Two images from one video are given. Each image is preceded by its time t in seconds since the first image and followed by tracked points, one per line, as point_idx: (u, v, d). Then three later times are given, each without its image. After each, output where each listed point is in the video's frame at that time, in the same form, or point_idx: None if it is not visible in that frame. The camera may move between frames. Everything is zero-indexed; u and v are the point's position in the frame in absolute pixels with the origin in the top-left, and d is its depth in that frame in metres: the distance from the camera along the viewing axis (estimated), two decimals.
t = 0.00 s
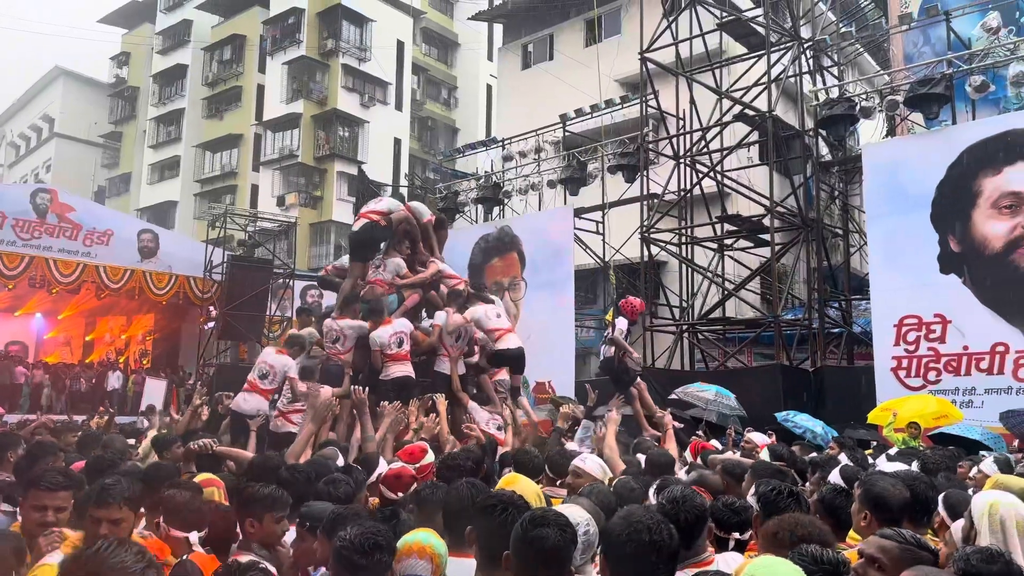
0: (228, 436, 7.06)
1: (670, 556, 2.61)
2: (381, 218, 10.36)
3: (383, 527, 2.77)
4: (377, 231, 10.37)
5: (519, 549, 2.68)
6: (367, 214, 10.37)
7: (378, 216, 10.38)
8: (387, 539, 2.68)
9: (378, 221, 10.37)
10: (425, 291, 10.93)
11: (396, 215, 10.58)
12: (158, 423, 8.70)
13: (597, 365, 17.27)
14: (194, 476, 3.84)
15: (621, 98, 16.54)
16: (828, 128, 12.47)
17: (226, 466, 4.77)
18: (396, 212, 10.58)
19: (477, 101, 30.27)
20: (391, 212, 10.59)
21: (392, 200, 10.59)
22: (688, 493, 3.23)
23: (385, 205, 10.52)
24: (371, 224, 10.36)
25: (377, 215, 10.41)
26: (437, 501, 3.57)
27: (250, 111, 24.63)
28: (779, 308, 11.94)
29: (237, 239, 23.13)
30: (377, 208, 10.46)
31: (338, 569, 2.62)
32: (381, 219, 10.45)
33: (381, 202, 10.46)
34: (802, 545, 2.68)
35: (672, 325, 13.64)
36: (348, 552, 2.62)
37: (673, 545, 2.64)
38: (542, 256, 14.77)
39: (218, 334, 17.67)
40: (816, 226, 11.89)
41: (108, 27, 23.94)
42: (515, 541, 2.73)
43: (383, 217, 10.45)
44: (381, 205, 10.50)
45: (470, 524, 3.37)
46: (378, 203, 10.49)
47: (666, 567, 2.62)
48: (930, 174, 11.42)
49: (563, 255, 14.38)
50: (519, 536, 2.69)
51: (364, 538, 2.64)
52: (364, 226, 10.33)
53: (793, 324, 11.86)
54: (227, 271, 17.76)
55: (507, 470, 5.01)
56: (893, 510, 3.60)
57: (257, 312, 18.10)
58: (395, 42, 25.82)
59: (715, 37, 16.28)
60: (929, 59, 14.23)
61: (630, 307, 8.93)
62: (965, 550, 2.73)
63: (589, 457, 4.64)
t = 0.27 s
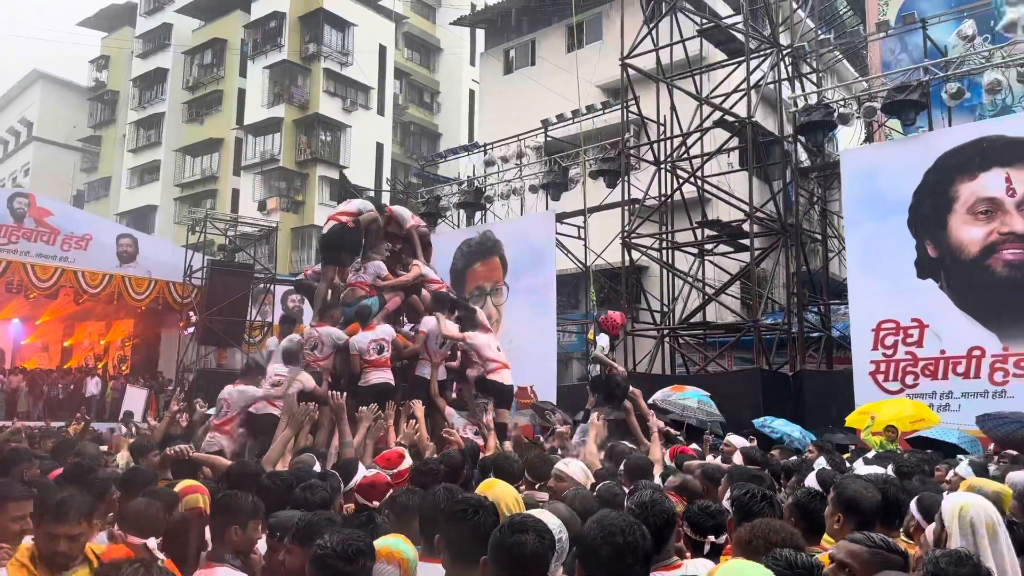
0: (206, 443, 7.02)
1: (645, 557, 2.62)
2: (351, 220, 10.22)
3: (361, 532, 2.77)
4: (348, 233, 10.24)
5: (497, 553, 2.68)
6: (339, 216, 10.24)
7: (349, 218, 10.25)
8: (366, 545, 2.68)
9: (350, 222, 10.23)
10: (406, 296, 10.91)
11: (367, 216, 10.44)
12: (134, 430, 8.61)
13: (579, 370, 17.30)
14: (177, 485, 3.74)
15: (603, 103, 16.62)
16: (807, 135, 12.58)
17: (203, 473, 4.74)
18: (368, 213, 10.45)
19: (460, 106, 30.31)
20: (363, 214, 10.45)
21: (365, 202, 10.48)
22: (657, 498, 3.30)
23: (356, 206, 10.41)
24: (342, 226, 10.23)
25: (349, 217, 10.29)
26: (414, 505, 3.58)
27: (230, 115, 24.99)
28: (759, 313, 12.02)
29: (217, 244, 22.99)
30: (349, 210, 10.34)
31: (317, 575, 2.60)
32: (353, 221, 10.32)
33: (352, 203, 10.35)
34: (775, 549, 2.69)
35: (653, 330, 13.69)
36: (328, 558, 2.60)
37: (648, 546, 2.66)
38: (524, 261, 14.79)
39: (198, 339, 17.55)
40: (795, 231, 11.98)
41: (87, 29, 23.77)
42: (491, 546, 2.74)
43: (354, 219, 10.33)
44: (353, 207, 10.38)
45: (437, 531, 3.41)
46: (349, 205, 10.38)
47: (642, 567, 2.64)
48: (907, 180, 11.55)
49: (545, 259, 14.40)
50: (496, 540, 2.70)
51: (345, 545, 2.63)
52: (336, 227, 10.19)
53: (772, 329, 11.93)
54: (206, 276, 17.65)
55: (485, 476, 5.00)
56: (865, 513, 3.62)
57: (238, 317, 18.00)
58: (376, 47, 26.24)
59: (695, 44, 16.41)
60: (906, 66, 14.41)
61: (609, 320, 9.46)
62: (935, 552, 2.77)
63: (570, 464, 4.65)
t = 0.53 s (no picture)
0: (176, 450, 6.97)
1: (609, 566, 2.68)
2: (318, 225, 10.27)
3: (324, 545, 2.79)
4: (314, 236, 10.25)
5: (461, 562, 2.70)
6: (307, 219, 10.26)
7: (317, 222, 10.30)
8: (328, 558, 2.69)
9: (316, 226, 10.26)
10: (380, 301, 10.92)
11: (335, 222, 10.47)
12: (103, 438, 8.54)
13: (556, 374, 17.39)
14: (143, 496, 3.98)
15: (579, 109, 16.70)
16: (779, 141, 12.72)
17: (170, 483, 4.71)
18: (336, 219, 10.48)
19: (438, 111, 30.34)
20: (331, 219, 10.49)
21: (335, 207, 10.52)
22: (621, 504, 3.33)
23: (326, 211, 10.44)
24: (308, 229, 10.23)
25: (317, 221, 10.33)
26: (378, 515, 3.59)
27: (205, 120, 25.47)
28: (733, 317, 12.11)
29: (191, 249, 22.84)
30: (318, 213, 10.37)
31: None
32: (320, 225, 10.35)
33: (322, 207, 10.38)
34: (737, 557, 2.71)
35: (629, 334, 13.76)
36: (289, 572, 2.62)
37: (612, 557, 2.71)
38: (501, 266, 14.83)
39: (172, 345, 17.39)
40: (767, 236, 12.10)
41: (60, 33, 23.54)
42: (454, 556, 2.76)
43: (322, 223, 10.36)
44: (322, 212, 10.41)
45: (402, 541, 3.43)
46: (319, 208, 10.41)
47: None
48: (878, 186, 11.72)
49: (522, 264, 14.46)
50: (459, 550, 2.72)
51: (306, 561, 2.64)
52: (303, 229, 10.18)
53: (746, 333, 12.04)
54: (181, 282, 17.50)
55: (455, 483, 5.00)
56: (826, 517, 3.66)
57: (212, 323, 17.86)
58: (354, 51, 26.01)
59: (670, 50, 16.54)
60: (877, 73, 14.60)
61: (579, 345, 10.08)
62: (893, 557, 2.82)
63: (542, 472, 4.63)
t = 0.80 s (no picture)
0: (154, 459, 6.89)
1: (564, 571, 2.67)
2: (299, 235, 10.28)
3: (300, 552, 2.78)
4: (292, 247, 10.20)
5: (435, 566, 2.70)
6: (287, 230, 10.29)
7: (298, 233, 10.30)
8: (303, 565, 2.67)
9: (297, 237, 10.26)
10: (362, 307, 10.89)
11: (316, 233, 10.47)
12: (80, 448, 8.44)
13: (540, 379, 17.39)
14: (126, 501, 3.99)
15: (560, 114, 16.74)
16: (759, 146, 12.81)
17: (147, 492, 4.64)
18: (316, 230, 10.47)
19: (420, 116, 30.32)
20: (312, 230, 10.49)
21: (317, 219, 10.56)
22: (603, 508, 3.33)
23: (307, 222, 10.47)
24: (289, 239, 10.23)
25: (298, 232, 10.34)
26: (359, 522, 3.56)
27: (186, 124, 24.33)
28: (715, 322, 12.17)
29: (171, 256, 22.67)
30: (299, 224, 10.42)
31: None
32: (301, 236, 10.35)
33: (304, 219, 10.42)
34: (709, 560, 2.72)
35: (612, 339, 13.78)
36: None
37: (569, 564, 2.72)
38: (484, 271, 14.81)
39: (151, 353, 17.23)
40: (748, 241, 12.17)
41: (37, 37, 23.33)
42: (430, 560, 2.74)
43: (303, 234, 10.36)
44: (303, 223, 10.44)
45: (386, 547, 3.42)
46: (300, 220, 10.46)
47: None
48: (857, 191, 11.82)
49: (505, 270, 14.46)
50: (435, 554, 2.71)
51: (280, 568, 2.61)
52: (283, 239, 10.17)
53: (727, 337, 12.10)
54: (160, 288, 17.34)
55: (434, 489, 4.97)
56: (802, 520, 3.66)
57: (192, 330, 17.71)
58: (336, 56, 25.97)
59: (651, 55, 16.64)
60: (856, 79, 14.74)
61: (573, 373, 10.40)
62: (873, 557, 2.84)
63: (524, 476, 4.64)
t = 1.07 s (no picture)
0: (141, 463, 6.85)
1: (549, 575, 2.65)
2: (286, 243, 10.51)
3: (284, 554, 2.78)
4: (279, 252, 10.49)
5: (418, 567, 2.68)
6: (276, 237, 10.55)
7: (286, 241, 10.54)
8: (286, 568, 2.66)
9: (284, 245, 10.52)
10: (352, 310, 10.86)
11: (304, 240, 10.64)
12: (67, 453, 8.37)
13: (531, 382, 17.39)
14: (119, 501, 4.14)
15: (549, 117, 16.77)
16: (747, 148, 12.85)
17: (134, 497, 4.58)
18: (305, 237, 10.65)
19: (409, 119, 30.32)
20: (301, 237, 10.66)
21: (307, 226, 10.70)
22: (591, 506, 3.32)
23: (297, 229, 10.65)
24: (277, 247, 10.51)
25: (288, 240, 10.57)
26: (345, 524, 3.52)
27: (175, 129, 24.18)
28: (704, 323, 12.19)
29: (160, 260, 22.59)
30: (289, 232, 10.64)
31: None
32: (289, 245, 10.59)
33: (295, 226, 10.60)
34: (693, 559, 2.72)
35: (602, 341, 13.79)
36: None
37: (551, 567, 2.68)
38: (474, 274, 14.81)
39: (140, 358, 17.12)
40: (737, 243, 12.21)
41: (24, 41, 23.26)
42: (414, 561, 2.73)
43: (292, 243, 10.59)
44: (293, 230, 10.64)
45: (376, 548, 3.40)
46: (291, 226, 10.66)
47: None
48: (845, 192, 11.89)
49: (495, 273, 14.46)
50: (419, 555, 2.70)
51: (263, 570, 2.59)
52: (270, 247, 10.48)
53: (717, 339, 12.13)
54: (148, 294, 17.24)
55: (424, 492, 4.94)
56: (788, 518, 3.65)
57: (181, 334, 17.64)
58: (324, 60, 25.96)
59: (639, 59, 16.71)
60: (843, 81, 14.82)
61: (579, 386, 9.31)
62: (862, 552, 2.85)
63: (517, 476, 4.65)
